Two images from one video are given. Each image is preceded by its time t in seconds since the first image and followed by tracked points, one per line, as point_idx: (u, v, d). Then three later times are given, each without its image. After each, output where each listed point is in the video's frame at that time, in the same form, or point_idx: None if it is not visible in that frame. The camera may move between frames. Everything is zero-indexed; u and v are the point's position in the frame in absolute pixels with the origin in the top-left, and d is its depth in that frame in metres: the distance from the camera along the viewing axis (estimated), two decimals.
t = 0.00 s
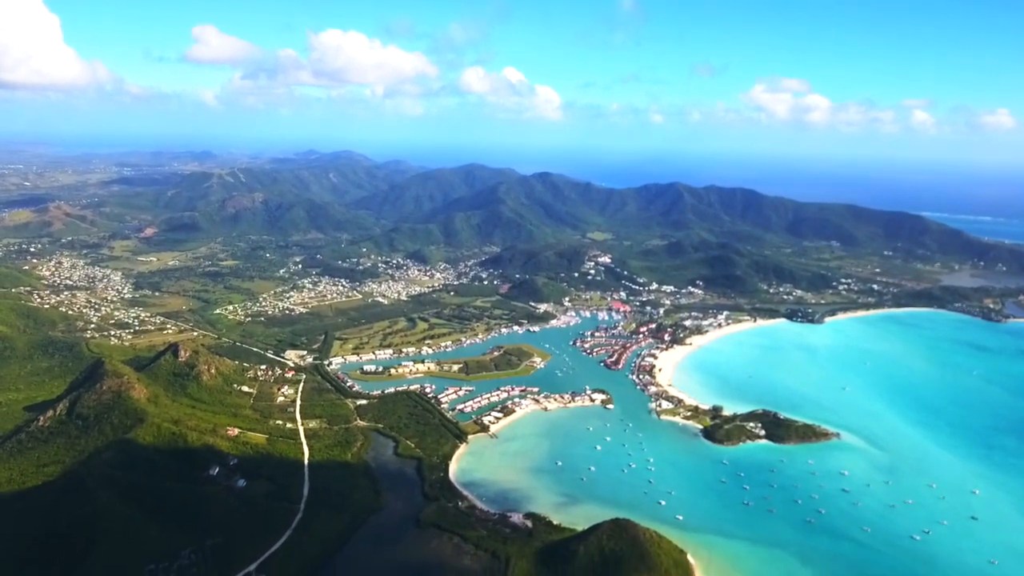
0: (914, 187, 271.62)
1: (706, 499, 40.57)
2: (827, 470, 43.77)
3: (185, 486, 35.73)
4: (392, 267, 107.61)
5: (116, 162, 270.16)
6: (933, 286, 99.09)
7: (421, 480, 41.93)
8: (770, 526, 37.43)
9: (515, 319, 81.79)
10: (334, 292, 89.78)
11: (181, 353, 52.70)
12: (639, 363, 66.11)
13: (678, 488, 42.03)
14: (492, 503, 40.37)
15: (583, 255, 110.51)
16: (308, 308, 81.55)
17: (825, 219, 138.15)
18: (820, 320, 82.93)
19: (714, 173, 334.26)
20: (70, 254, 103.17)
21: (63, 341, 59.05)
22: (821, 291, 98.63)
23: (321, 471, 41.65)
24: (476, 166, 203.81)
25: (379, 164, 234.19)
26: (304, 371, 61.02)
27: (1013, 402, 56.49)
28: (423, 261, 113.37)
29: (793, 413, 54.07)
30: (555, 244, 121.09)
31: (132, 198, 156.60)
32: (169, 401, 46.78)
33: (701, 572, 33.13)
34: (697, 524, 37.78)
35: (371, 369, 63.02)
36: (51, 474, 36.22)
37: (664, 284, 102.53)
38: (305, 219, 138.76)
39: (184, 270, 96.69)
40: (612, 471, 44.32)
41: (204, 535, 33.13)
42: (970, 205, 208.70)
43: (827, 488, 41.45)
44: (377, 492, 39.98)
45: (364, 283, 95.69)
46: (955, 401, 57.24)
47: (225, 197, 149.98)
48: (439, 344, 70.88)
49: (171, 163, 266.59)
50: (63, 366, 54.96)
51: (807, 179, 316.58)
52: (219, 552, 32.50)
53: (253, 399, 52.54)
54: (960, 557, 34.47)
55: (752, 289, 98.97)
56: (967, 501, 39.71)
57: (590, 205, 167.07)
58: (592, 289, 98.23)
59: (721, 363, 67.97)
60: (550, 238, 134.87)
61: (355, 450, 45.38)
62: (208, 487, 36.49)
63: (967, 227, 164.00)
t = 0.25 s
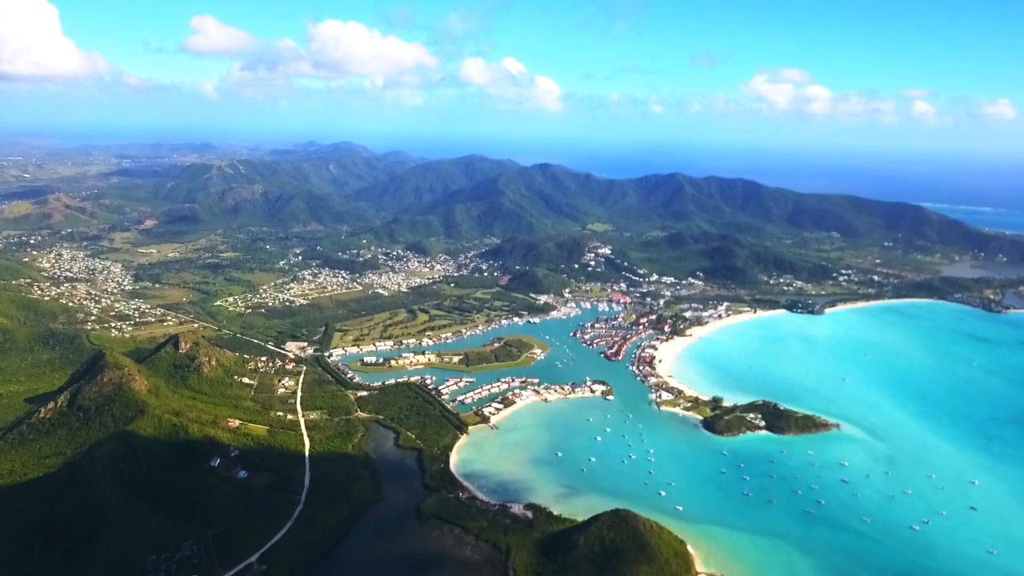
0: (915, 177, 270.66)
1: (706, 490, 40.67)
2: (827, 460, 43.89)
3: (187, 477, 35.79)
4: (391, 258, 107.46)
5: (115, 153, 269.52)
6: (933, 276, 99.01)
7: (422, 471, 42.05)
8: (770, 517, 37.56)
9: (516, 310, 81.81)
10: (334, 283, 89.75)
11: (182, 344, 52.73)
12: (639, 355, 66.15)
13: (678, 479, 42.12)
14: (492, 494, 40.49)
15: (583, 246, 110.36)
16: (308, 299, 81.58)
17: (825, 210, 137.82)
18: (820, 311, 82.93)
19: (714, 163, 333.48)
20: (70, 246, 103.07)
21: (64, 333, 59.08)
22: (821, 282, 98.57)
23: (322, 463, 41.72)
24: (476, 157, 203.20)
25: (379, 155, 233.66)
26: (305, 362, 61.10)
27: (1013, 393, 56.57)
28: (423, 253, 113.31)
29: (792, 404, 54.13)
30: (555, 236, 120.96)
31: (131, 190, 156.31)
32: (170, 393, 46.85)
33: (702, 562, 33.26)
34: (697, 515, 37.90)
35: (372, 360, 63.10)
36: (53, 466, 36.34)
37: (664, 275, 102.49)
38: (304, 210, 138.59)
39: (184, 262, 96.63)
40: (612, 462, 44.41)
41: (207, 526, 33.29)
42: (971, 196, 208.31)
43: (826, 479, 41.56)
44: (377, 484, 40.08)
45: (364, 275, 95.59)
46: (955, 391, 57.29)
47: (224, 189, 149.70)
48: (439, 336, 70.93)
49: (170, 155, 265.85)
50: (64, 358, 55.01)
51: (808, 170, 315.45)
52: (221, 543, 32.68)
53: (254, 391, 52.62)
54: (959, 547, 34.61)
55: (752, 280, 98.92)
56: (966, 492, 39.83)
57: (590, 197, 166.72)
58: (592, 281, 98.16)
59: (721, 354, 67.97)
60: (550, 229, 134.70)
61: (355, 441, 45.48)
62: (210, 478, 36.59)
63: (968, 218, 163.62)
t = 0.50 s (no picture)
0: (917, 168, 269.76)
1: (706, 481, 40.79)
2: (827, 451, 43.99)
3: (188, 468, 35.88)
4: (391, 250, 107.37)
5: (115, 145, 269.07)
6: (933, 267, 98.87)
7: (423, 462, 42.17)
8: (770, 507, 37.70)
9: (516, 302, 81.79)
10: (334, 275, 89.69)
11: (182, 336, 52.76)
12: (639, 346, 66.17)
13: (678, 470, 42.23)
14: (493, 485, 40.64)
15: (583, 237, 110.21)
16: (308, 291, 81.57)
17: (826, 201, 137.48)
18: (820, 302, 82.91)
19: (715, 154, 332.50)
20: (69, 237, 102.96)
21: (65, 325, 59.10)
22: (821, 273, 98.51)
23: (323, 454, 41.81)
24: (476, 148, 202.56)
25: (378, 146, 233.09)
26: (305, 354, 61.16)
27: (1012, 383, 56.62)
28: (423, 244, 113.21)
29: (792, 395, 54.21)
30: (555, 227, 120.77)
31: (130, 181, 156.05)
32: (170, 384, 46.92)
33: (702, 553, 33.40)
34: (697, 505, 38.04)
35: (372, 351, 63.15)
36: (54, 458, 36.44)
37: (664, 266, 102.40)
38: (304, 202, 138.35)
39: (184, 254, 96.57)
40: (612, 453, 44.52)
41: (208, 517, 33.42)
42: (972, 186, 207.64)
43: (826, 469, 41.68)
44: (378, 475, 40.19)
45: (364, 267, 95.51)
46: (955, 382, 57.34)
47: (224, 180, 149.42)
48: (439, 327, 70.95)
49: (170, 146, 265.36)
50: (64, 349, 55.08)
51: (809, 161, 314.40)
52: (222, 534, 32.81)
53: (254, 382, 52.70)
54: (958, 537, 34.76)
55: (753, 271, 98.84)
56: (965, 482, 39.96)
57: (591, 188, 166.34)
58: (592, 272, 98.08)
59: (721, 345, 67.98)
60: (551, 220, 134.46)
61: (356, 433, 45.59)
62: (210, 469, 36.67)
63: (969, 208, 163.24)
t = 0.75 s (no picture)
0: (918, 159, 268.95)
1: (706, 471, 40.91)
2: (827, 442, 44.07)
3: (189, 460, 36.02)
4: (391, 241, 107.26)
5: (115, 137, 268.22)
6: (934, 258, 98.70)
7: (423, 453, 42.28)
8: (769, 498, 37.82)
9: (516, 293, 81.75)
10: (334, 267, 89.60)
11: (183, 328, 52.80)
12: (639, 337, 66.16)
13: (678, 461, 42.34)
14: (494, 476, 40.77)
15: (583, 229, 109.99)
16: (308, 283, 81.53)
17: (826, 192, 137.10)
18: (820, 294, 82.84)
19: (716, 145, 331.49)
20: (69, 229, 102.86)
21: (65, 317, 59.08)
22: (822, 264, 98.39)
23: (324, 446, 41.93)
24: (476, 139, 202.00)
25: (378, 137, 232.51)
26: (305, 345, 61.22)
27: (1012, 374, 56.66)
28: (424, 236, 113.05)
29: (792, 386, 54.26)
30: (556, 218, 120.53)
31: (130, 173, 155.76)
32: (171, 376, 47.00)
33: (701, 543, 33.56)
34: (697, 496, 38.16)
35: (372, 343, 63.19)
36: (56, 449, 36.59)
37: (665, 257, 102.25)
38: (304, 193, 138.08)
39: (184, 246, 96.48)
40: (612, 444, 44.62)
41: (209, 509, 33.56)
42: (974, 177, 206.98)
43: (826, 460, 41.78)
44: (379, 466, 40.30)
45: (364, 258, 95.45)
46: (955, 373, 57.36)
47: (224, 172, 149.12)
48: (439, 319, 70.94)
49: (170, 138, 264.73)
50: (65, 341, 55.13)
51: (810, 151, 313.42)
52: (224, 525, 32.95)
53: (255, 374, 52.77)
54: (957, 528, 34.88)
55: (753, 262, 98.71)
56: (965, 473, 40.05)
57: (591, 179, 165.94)
58: (593, 263, 97.95)
59: (721, 336, 67.97)
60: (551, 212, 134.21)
61: (357, 424, 45.70)
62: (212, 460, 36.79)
63: (970, 199, 162.76)
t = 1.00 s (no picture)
0: (919, 150, 268.08)
1: (706, 462, 41.00)
2: (827, 433, 44.14)
3: (191, 451, 36.09)
4: (391, 233, 107.12)
5: (114, 128, 267.49)
6: (935, 249, 98.50)
7: (424, 444, 42.36)
8: (769, 489, 37.93)
9: (516, 285, 81.69)
10: (334, 258, 89.51)
11: (183, 320, 52.82)
12: (639, 328, 66.14)
13: (678, 452, 42.42)
14: (494, 467, 40.89)
15: (583, 220, 109.79)
16: (308, 274, 81.48)
17: (827, 182, 136.72)
18: (821, 285, 82.77)
19: (717, 136, 330.39)
20: (69, 221, 102.72)
21: (65, 309, 59.04)
22: (822, 255, 98.27)
23: (324, 437, 42.04)
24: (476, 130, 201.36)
25: (378, 129, 231.76)
26: (305, 337, 61.23)
27: (1012, 365, 56.69)
28: (424, 227, 112.91)
29: (793, 377, 54.29)
30: (556, 210, 120.29)
31: (129, 164, 155.38)
32: (172, 367, 47.05)
33: (701, 533, 33.69)
34: (697, 487, 38.26)
35: (373, 335, 63.21)
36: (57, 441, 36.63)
37: (665, 248, 102.11)
38: (303, 185, 137.76)
39: (184, 237, 96.37)
40: (612, 435, 44.71)
41: (210, 500, 33.64)
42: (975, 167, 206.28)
43: (826, 451, 41.87)
44: (379, 457, 40.40)
45: (364, 250, 95.34)
46: (955, 364, 57.37)
47: (223, 163, 148.81)
48: (440, 310, 70.93)
49: (169, 129, 263.91)
50: (66, 333, 55.16)
51: (811, 142, 312.35)
52: (226, 516, 33.06)
53: (256, 365, 52.82)
54: (956, 518, 34.99)
55: (753, 254, 98.58)
56: (964, 463, 40.14)
57: (591, 169, 165.50)
58: (593, 255, 97.83)
59: (722, 328, 67.96)
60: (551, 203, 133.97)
61: (357, 415, 45.79)
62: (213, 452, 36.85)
63: (971, 190, 162.26)
